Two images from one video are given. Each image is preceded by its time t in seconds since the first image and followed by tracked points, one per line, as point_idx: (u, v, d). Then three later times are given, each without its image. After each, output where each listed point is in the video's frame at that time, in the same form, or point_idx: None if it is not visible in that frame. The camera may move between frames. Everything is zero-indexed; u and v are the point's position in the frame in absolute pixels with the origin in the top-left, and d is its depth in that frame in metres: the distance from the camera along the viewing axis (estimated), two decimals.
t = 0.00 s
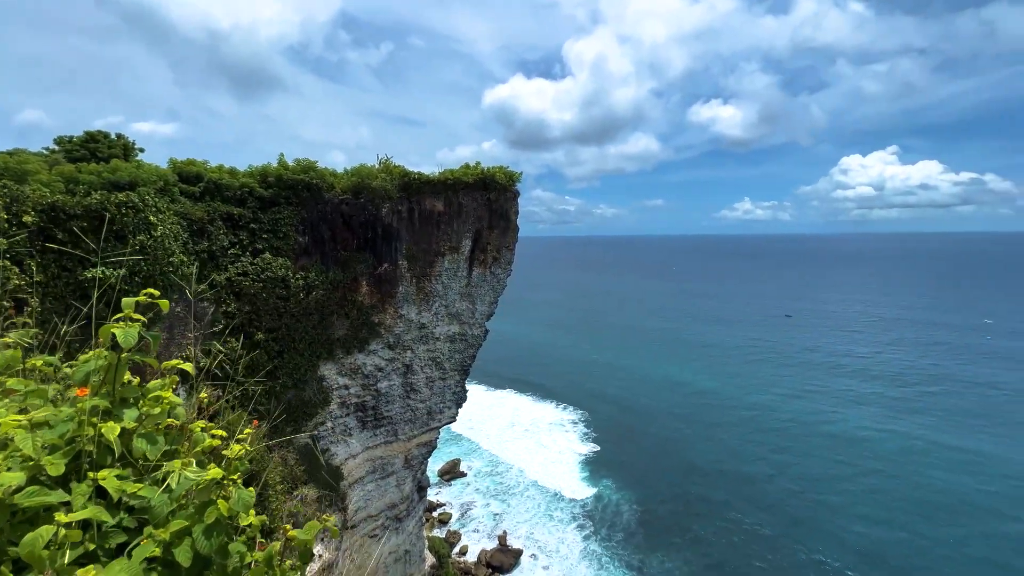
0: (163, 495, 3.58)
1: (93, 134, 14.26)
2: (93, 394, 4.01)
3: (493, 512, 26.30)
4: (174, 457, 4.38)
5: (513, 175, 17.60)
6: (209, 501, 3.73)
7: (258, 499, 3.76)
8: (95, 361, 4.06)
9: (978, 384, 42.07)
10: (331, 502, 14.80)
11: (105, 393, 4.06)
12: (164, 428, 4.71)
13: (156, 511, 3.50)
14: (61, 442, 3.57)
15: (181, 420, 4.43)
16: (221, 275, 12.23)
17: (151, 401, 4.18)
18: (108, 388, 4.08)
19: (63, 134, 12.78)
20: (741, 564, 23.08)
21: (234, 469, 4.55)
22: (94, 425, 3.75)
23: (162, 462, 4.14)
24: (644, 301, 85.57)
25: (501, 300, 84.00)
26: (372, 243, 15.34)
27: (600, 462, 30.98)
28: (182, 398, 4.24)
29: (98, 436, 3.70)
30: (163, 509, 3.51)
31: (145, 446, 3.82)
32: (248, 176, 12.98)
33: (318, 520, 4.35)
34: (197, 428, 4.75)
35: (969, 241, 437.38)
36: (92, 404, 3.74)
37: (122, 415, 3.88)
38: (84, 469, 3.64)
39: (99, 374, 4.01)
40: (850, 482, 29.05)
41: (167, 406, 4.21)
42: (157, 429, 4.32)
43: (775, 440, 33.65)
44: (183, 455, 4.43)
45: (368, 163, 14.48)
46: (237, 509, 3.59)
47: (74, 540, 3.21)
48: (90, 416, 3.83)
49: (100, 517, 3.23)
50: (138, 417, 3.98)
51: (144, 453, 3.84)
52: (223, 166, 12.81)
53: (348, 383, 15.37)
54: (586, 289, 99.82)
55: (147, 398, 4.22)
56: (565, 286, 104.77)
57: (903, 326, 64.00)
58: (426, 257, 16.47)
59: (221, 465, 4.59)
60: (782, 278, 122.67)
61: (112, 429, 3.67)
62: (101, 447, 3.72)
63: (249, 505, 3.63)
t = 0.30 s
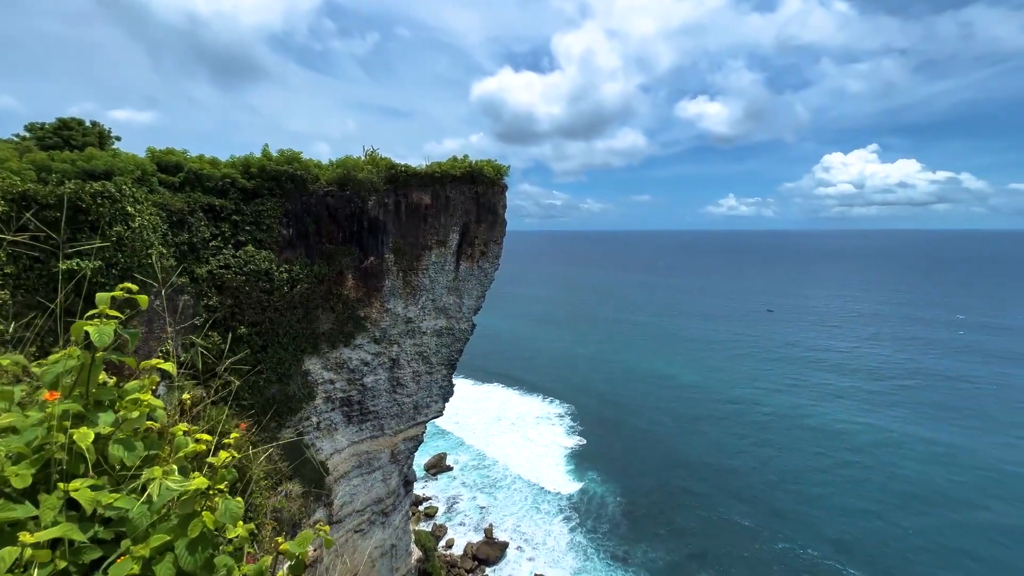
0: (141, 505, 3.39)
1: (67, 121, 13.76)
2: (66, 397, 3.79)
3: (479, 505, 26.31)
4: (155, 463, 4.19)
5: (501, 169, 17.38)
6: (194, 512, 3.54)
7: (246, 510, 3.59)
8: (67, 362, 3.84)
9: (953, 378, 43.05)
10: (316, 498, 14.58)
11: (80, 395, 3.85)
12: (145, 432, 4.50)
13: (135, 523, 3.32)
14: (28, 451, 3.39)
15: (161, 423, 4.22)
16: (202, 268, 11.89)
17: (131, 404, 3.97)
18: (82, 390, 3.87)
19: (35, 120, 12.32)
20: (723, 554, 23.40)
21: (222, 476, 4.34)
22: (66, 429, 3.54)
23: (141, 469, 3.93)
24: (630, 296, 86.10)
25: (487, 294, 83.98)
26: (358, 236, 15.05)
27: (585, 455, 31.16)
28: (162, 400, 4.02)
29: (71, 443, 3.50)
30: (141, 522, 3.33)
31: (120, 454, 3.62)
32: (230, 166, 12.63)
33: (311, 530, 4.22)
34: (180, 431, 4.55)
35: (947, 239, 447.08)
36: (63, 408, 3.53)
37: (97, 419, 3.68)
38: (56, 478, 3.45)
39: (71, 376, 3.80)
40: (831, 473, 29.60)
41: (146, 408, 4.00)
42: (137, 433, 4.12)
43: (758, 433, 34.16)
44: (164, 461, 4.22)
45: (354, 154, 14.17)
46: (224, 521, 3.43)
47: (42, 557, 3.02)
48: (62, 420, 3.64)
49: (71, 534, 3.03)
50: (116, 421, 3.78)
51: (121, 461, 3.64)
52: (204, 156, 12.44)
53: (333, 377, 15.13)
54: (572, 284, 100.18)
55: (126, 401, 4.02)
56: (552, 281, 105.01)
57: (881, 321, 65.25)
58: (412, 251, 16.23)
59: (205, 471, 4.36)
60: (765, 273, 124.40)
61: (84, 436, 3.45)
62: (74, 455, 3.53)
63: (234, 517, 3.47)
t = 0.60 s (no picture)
0: (133, 499, 3.32)
1: (54, 109, 13.51)
2: (53, 388, 3.70)
3: (473, 498, 26.37)
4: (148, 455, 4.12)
5: (496, 162, 17.19)
6: (189, 504, 3.50)
7: (240, 505, 3.52)
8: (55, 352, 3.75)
9: (941, 374, 43.50)
10: (309, 491, 14.51)
11: (68, 386, 3.77)
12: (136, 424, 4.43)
13: (126, 517, 3.24)
14: (14, 443, 3.31)
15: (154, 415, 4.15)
16: (193, 260, 11.74)
17: (121, 396, 3.89)
18: (70, 381, 3.79)
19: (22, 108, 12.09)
20: (714, 547, 23.61)
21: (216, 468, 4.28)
22: (54, 422, 3.46)
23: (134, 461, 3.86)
24: (624, 290, 86.25)
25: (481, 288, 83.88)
26: (352, 229, 14.89)
27: (579, 448, 31.31)
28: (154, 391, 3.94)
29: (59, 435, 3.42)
30: (133, 516, 3.25)
31: (110, 447, 3.54)
32: (221, 157, 12.45)
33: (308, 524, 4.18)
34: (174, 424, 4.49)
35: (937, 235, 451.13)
36: (51, 399, 3.44)
37: (86, 411, 3.60)
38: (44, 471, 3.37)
39: (60, 366, 3.73)
40: (821, 466, 29.92)
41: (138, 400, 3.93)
42: (128, 425, 4.03)
43: (749, 427, 34.47)
44: (158, 453, 4.15)
45: (348, 146, 13.98)
46: (217, 515, 3.36)
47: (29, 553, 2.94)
48: (50, 412, 3.54)
49: (58, 530, 2.95)
50: (106, 413, 3.70)
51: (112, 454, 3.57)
52: (195, 147, 12.26)
53: (327, 371, 15.05)
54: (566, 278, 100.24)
55: (117, 393, 3.94)
56: (546, 275, 105.03)
57: (872, 317, 65.79)
58: (407, 244, 16.11)
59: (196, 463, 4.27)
60: (758, 269, 125.17)
61: (72, 427, 3.36)
62: (62, 447, 3.45)
63: (228, 512, 3.40)
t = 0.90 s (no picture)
0: (122, 496, 3.34)
1: (56, 103, 13.49)
2: (41, 382, 3.68)
3: (475, 492, 26.47)
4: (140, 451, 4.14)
5: (498, 157, 17.05)
6: (179, 502, 3.53)
7: (229, 503, 3.58)
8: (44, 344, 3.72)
9: (944, 371, 43.42)
10: (311, 485, 14.57)
11: (56, 380, 3.77)
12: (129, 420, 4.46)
13: (114, 514, 3.25)
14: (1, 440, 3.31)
15: (145, 410, 4.18)
16: (195, 254, 11.75)
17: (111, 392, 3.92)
18: (60, 375, 3.76)
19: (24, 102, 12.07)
20: (715, 542, 23.67)
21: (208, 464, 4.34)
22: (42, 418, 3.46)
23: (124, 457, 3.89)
24: (627, 286, 86.12)
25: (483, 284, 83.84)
26: (354, 223, 14.86)
27: (580, 444, 31.40)
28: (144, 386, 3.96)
29: (48, 432, 3.43)
30: (121, 512, 3.27)
31: (100, 443, 3.57)
32: (223, 151, 12.43)
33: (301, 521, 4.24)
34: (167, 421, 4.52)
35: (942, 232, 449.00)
36: (38, 395, 3.45)
37: (75, 405, 3.62)
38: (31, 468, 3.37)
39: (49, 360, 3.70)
40: (822, 463, 29.98)
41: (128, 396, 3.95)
42: (119, 421, 4.07)
43: (750, 423, 34.53)
44: (148, 449, 4.19)
45: (350, 141, 13.93)
46: (207, 513, 3.41)
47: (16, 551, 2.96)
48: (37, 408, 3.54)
49: (45, 527, 2.97)
50: (94, 408, 3.72)
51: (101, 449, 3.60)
52: (197, 141, 12.24)
53: (328, 365, 15.08)
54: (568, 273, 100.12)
55: (106, 388, 3.98)
56: (549, 270, 104.93)
57: (875, 314, 65.61)
58: (409, 239, 16.06)
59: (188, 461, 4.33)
60: (761, 265, 124.82)
61: (60, 423, 3.38)
62: (50, 444, 3.45)
63: (216, 511, 3.44)
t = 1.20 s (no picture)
0: (99, 501, 3.41)
1: (71, 103, 13.66)
2: (24, 384, 3.77)
3: (484, 488, 26.60)
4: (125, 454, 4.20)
5: (506, 153, 17.02)
6: (155, 507, 3.56)
7: (207, 510, 3.63)
8: (28, 345, 3.80)
9: (958, 370, 42.90)
10: (321, 480, 14.68)
11: (40, 381, 3.85)
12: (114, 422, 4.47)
13: (91, 520, 3.32)
14: None
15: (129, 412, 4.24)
16: (206, 252, 11.91)
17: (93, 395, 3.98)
18: (43, 376, 3.86)
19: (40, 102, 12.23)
20: (724, 540, 23.63)
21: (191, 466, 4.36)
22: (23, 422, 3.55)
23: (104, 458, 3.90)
24: (636, 283, 85.77)
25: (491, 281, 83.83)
26: (362, 221, 14.96)
27: (588, 441, 31.43)
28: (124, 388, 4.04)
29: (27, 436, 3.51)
30: (98, 519, 3.34)
31: (78, 447, 3.64)
32: (233, 149, 12.54)
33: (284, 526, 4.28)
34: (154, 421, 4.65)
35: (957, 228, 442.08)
36: (18, 398, 3.52)
37: (55, 408, 3.69)
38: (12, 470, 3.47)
39: (32, 361, 3.78)
40: (833, 462, 29.79)
41: (109, 397, 3.96)
42: (105, 423, 4.14)
43: (760, 421, 34.44)
44: (133, 451, 4.25)
45: (359, 138, 13.99)
46: (183, 521, 3.46)
47: None
48: (19, 412, 3.63)
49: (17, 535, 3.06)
50: (75, 411, 3.79)
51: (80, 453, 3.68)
52: (207, 139, 12.36)
53: (338, 361, 15.21)
54: (577, 270, 99.84)
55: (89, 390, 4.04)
56: (558, 267, 104.78)
57: (889, 312, 64.83)
58: (417, 236, 16.12)
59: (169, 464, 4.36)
60: (772, 262, 123.64)
61: (38, 426, 3.45)
62: (29, 447, 3.54)
63: (191, 519, 3.49)
